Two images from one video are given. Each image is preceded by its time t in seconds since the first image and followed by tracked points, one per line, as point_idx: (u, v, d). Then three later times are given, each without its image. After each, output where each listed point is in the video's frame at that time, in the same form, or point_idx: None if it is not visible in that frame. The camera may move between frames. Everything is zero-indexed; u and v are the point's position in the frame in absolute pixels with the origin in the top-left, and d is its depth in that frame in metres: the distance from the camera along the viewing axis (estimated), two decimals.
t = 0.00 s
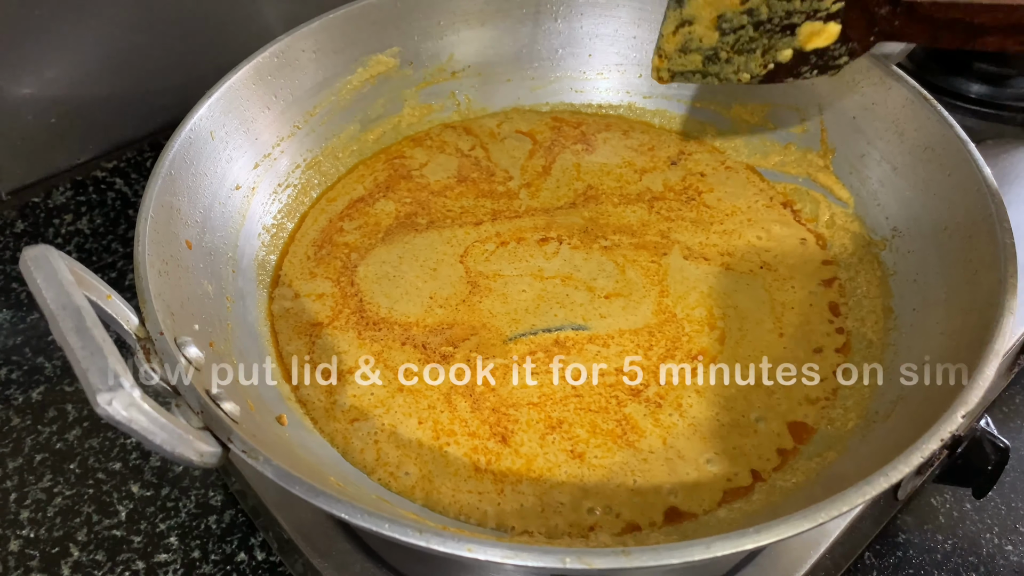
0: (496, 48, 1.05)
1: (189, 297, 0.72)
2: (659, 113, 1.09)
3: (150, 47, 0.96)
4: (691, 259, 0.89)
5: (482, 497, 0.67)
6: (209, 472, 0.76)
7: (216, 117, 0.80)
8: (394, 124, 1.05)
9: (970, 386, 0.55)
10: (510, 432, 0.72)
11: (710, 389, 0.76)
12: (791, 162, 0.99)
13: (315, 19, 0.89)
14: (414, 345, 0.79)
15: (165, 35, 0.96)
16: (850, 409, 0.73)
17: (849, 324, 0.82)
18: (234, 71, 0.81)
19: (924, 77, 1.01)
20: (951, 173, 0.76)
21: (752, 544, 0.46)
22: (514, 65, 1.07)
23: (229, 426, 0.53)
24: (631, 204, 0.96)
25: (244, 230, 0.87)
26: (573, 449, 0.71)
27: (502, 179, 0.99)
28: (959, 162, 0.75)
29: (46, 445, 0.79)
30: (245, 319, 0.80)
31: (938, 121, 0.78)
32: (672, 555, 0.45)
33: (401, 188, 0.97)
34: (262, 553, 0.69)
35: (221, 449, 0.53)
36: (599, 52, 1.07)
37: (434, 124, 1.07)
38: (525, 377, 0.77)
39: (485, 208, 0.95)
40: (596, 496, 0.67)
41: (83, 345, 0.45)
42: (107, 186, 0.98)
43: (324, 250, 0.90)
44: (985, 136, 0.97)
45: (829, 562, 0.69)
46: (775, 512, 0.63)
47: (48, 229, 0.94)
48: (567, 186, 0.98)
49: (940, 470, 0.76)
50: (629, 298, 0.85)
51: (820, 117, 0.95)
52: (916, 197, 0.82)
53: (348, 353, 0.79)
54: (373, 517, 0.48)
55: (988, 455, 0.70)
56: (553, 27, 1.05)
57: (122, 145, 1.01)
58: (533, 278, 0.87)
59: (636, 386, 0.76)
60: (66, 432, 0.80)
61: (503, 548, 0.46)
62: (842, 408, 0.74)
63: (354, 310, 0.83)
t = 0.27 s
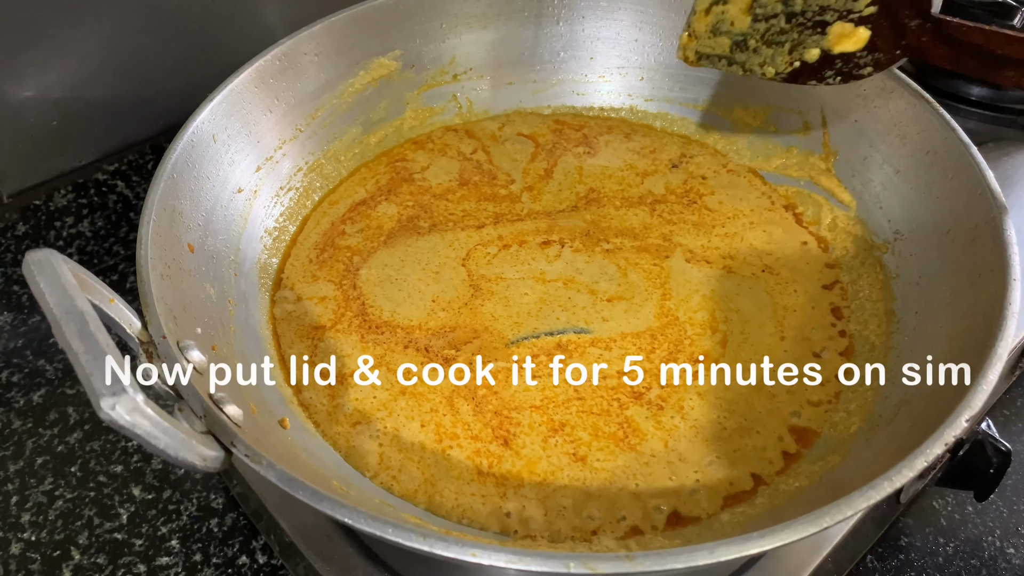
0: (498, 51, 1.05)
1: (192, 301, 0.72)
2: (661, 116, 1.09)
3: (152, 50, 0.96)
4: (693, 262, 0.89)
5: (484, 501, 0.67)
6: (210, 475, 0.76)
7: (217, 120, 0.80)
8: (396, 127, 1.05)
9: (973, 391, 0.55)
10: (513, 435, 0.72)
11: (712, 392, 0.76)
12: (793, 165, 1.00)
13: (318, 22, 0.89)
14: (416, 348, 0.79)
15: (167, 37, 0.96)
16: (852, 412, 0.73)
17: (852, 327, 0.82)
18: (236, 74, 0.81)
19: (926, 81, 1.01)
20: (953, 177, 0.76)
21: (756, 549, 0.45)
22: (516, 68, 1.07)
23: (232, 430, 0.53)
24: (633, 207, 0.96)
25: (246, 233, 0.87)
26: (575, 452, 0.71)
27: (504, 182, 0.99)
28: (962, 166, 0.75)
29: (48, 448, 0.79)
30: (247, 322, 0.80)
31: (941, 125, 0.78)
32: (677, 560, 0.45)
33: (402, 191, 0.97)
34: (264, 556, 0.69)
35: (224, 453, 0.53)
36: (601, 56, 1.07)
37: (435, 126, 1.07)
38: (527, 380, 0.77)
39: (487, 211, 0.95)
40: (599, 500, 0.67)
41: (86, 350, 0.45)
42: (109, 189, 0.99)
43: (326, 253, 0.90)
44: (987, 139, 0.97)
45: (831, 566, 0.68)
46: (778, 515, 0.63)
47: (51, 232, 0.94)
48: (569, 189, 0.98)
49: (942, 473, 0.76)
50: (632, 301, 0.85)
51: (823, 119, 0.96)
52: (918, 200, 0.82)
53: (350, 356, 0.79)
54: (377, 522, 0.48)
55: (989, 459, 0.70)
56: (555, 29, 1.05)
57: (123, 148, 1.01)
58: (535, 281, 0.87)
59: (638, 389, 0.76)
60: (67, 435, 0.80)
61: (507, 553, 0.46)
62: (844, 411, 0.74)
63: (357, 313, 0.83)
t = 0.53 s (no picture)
0: (496, 53, 1.05)
1: (190, 304, 0.72)
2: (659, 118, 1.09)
3: (150, 53, 0.96)
4: (692, 264, 0.89)
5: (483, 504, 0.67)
6: (209, 478, 0.76)
7: (216, 123, 0.80)
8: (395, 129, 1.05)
9: (970, 394, 0.55)
10: (511, 437, 0.72)
11: (710, 395, 0.76)
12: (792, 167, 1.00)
13: (316, 24, 0.89)
14: (415, 350, 0.79)
15: (166, 40, 0.96)
16: (851, 415, 0.73)
17: (850, 329, 0.82)
18: (234, 77, 0.81)
19: (924, 83, 1.01)
20: (951, 179, 0.76)
21: (754, 552, 0.45)
22: (515, 71, 1.08)
23: (231, 434, 0.53)
24: (632, 210, 0.96)
25: (244, 236, 0.87)
26: (574, 454, 0.71)
27: (502, 185, 0.99)
28: (960, 168, 0.75)
29: (46, 451, 0.78)
30: (245, 325, 0.80)
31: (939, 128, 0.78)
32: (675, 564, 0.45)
33: (401, 193, 0.97)
34: (262, 559, 0.69)
35: (223, 457, 0.53)
36: (599, 58, 1.08)
37: (433, 129, 1.07)
38: (526, 383, 0.77)
39: (486, 214, 0.95)
40: (597, 502, 0.67)
41: (84, 355, 0.45)
42: (107, 192, 0.99)
43: (325, 255, 0.90)
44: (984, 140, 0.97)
45: (830, 568, 0.68)
46: (776, 518, 0.63)
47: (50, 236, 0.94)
48: (568, 192, 0.98)
49: (942, 475, 0.76)
50: (630, 304, 0.85)
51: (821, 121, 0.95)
52: (917, 203, 0.83)
53: (348, 359, 0.79)
54: (376, 526, 0.48)
55: (988, 460, 0.70)
56: (553, 32, 1.05)
57: (121, 151, 1.01)
58: (534, 284, 0.87)
59: (636, 391, 0.76)
60: (66, 438, 0.80)
61: (505, 557, 0.46)
62: (842, 414, 0.74)
63: (355, 316, 0.83)
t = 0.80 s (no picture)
0: (495, 52, 1.05)
1: (188, 303, 0.72)
2: (657, 117, 1.09)
3: (149, 52, 0.96)
4: (691, 263, 0.89)
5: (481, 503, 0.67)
6: (208, 478, 0.76)
7: (213, 122, 0.80)
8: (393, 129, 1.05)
9: (969, 392, 0.55)
10: (510, 436, 0.72)
11: (709, 393, 0.76)
12: (791, 167, 1.00)
13: (314, 23, 0.88)
14: (414, 350, 0.79)
15: (164, 40, 0.96)
16: (850, 413, 0.73)
17: (849, 328, 0.82)
18: (231, 76, 0.81)
19: (922, 82, 1.01)
20: (950, 177, 0.76)
21: (753, 551, 0.45)
22: (513, 70, 1.07)
23: (228, 433, 0.52)
24: (631, 208, 0.96)
25: (242, 235, 0.87)
26: (572, 453, 0.71)
27: (502, 184, 0.99)
28: (958, 166, 0.75)
29: (45, 451, 0.78)
30: (243, 325, 0.80)
31: (938, 125, 0.77)
32: (673, 562, 0.44)
33: (399, 193, 0.97)
34: (261, 559, 0.69)
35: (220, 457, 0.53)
36: (597, 57, 1.07)
37: (432, 128, 1.07)
38: (524, 382, 0.77)
39: (485, 213, 0.95)
40: (596, 501, 0.67)
41: (81, 354, 0.45)
42: (106, 192, 0.98)
43: (324, 255, 0.89)
44: (983, 139, 0.97)
45: (829, 567, 0.68)
46: (775, 517, 0.63)
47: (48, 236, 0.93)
48: (567, 191, 0.98)
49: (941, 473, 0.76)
50: (629, 303, 0.84)
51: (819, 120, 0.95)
52: (915, 200, 0.82)
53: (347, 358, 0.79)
54: (373, 525, 0.48)
55: (987, 458, 0.70)
56: (551, 31, 1.05)
57: (119, 151, 1.01)
58: (533, 283, 0.86)
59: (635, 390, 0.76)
60: (65, 438, 0.80)
61: (503, 556, 0.45)
62: (842, 412, 0.74)
63: (354, 315, 0.83)
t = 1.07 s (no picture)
0: (492, 50, 1.05)
1: (185, 301, 0.72)
2: (656, 114, 1.09)
3: (146, 51, 0.96)
4: (689, 260, 0.89)
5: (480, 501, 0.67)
6: (206, 476, 0.76)
7: (211, 120, 0.80)
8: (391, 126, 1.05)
9: (970, 389, 0.54)
10: (508, 434, 0.72)
11: (708, 390, 0.76)
12: (789, 164, 1.00)
13: (311, 21, 0.88)
14: (413, 347, 0.79)
15: (161, 38, 0.96)
16: (849, 411, 0.73)
17: (848, 325, 0.82)
18: (229, 73, 0.81)
19: (922, 79, 1.01)
20: (949, 174, 0.76)
21: (752, 549, 0.45)
22: (511, 67, 1.07)
23: (225, 431, 0.52)
24: (629, 206, 0.96)
25: (239, 233, 0.87)
26: (571, 450, 0.71)
27: (500, 181, 0.99)
28: (957, 162, 0.74)
29: (43, 451, 0.78)
30: (240, 323, 0.80)
31: (937, 122, 0.77)
32: (673, 560, 0.44)
33: (398, 190, 0.97)
34: (260, 558, 0.69)
35: (217, 455, 0.53)
36: (596, 54, 1.07)
37: (430, 126, 1.07)
38: (523, 379, 0.76)
39: (483, 211, 0.95)
40: (594, 499, 0.67)
41: (77, 352, 0.45)
42: (104, 190, 0.98)
43: (322, 253, 0.89)
44: (983, 135, 0.97)
45: (828, 564, 0.68)
46: (775, 514, 0.63)
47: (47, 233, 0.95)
48: (565, 188, 0.98)
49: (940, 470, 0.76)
50: (628, 301, 0.84)
51: (817, 117, 0.95)
52: (915, 197, 0.82)
53: (344, 357, 0.78)
54: (370, 523, 0.47)
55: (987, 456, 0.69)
56: (550, 28, 1.04)
57: (117, 149, 1.00)
58: (532, 280, 0.86)
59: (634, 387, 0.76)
60: (63, 437, 0.79)
61: (501, 554, 0.45)
62: (841, 410, 0.74)
63: (352, 313, 0.82)
